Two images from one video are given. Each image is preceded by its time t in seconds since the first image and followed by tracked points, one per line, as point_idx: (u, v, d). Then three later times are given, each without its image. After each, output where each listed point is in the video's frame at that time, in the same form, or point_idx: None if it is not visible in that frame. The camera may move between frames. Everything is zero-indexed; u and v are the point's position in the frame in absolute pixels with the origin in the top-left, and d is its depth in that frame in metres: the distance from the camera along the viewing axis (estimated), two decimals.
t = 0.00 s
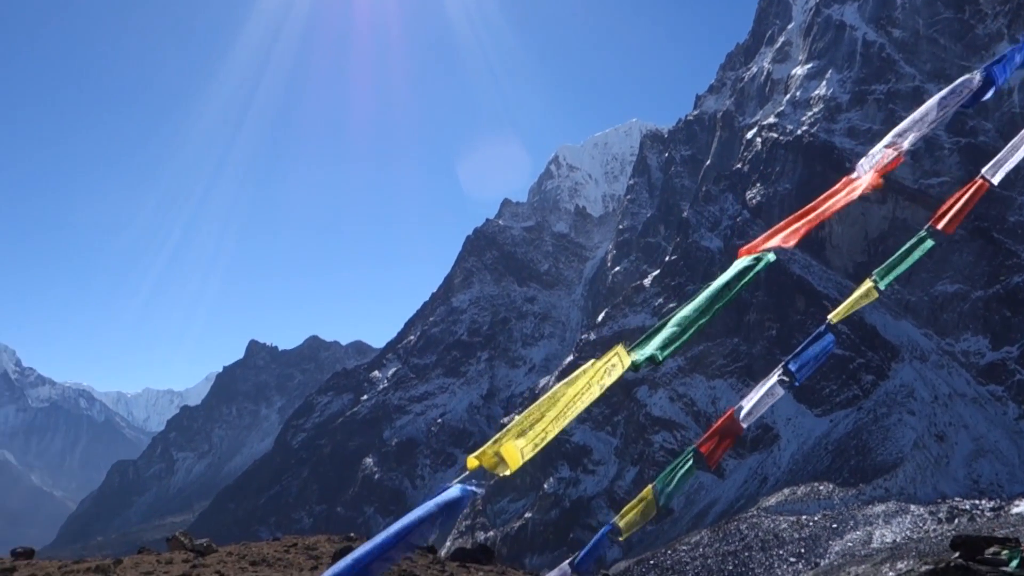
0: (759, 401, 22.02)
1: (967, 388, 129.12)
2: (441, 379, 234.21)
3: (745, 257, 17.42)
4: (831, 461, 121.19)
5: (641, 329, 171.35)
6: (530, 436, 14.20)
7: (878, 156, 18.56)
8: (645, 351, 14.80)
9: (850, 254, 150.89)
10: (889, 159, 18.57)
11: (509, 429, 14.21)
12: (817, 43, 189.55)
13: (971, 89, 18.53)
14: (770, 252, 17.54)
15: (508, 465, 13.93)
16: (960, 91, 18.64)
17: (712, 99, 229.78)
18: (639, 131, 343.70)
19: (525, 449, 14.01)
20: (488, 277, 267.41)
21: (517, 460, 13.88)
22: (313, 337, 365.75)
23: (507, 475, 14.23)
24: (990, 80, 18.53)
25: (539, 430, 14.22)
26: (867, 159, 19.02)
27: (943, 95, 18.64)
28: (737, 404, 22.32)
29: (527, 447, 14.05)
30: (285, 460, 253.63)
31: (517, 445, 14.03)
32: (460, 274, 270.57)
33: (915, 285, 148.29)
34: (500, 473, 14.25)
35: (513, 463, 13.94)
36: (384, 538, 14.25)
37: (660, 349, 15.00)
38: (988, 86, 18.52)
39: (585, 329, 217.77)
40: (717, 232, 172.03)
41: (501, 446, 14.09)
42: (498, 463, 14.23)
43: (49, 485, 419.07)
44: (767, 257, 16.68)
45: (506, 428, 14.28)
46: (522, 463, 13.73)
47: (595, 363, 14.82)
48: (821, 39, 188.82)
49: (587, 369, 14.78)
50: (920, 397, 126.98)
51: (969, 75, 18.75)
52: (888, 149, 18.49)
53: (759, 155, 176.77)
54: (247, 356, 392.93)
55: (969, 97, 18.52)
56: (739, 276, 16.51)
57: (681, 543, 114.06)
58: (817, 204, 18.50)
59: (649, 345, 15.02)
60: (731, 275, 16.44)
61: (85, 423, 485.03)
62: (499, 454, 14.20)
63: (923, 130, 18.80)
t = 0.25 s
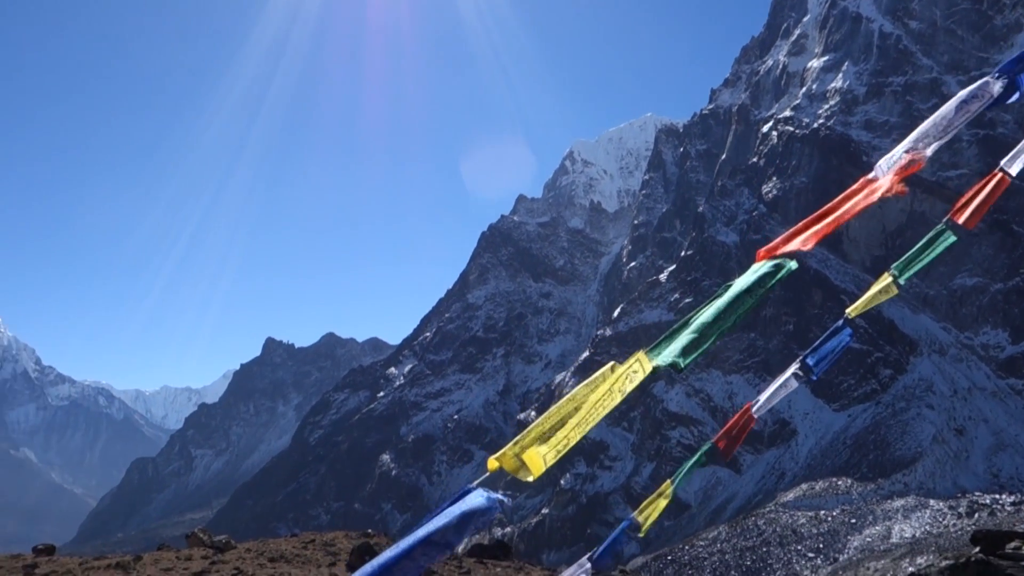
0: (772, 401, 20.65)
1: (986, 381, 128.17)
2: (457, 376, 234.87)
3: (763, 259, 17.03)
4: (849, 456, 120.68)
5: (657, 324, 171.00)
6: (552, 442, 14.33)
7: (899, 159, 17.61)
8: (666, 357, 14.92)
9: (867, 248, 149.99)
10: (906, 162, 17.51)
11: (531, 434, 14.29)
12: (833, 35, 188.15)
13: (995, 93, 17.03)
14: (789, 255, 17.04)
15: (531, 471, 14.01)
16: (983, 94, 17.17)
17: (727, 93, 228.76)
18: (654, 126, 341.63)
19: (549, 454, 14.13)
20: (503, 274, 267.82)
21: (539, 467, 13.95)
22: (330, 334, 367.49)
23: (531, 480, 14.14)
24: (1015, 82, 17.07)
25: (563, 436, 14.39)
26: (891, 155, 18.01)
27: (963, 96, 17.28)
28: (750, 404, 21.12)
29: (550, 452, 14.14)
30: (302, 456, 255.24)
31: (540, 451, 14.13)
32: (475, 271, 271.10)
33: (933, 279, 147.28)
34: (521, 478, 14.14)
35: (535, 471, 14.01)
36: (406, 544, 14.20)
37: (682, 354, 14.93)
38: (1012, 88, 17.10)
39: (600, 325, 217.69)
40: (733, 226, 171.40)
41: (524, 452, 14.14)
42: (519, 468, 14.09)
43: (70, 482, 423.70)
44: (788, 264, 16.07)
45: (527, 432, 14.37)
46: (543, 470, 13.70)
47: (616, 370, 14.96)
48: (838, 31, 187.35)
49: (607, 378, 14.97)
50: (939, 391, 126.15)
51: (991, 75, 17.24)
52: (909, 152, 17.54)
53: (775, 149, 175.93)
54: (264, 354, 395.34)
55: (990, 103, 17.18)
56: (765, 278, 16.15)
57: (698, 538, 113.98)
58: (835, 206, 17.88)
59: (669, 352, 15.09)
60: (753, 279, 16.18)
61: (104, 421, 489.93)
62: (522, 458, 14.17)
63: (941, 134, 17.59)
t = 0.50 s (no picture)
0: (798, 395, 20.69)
1: (1006, 373, 127.37)
2: (474, 372, 235.44)
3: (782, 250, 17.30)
4: (868, 450, 120.25)
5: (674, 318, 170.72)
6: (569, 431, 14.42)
7: (917, 149, 17.65)
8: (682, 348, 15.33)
9: (885, 241, 149.21)
10: (927, 151, 17.67)
11: (549, 425, 14.24)
12: (849, 26, 186.81)
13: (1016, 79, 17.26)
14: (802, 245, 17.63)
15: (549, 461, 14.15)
16: (1001, 83, 17.48)
17: (742, 86, 227.71)
18: (670, 120, 337.77)
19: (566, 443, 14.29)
20: (519, 269, 268.02)
21: (556, 456, 14.11)
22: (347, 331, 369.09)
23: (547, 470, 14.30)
24: None
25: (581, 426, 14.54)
26: (910, 147, 18.01)
27: (982, 87, 17.63)
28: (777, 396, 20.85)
29: (566, 443, 14.28)
30: (321, 453, 256.57)
31: (555, 440, 14.20)
32: (491, 266, 271.63)
33: (952, 271, 146.49)
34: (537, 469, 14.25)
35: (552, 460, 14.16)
36: (423, 529, 14.49)
37: (697, 345, 15.53)
38: None
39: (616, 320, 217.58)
40: (750, 220, 170.86)
41: (539, 441, 14.23)
42: (536, 459, 14.19)
43: (91, 480, 427.81)
44: (806, 254, 16.82)
45: (544, 423, 14.34)
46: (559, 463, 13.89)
47: (633, 361, 14.95)
48: (854, 23, 185.97)
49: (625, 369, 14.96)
50: (959, 384, 125.45)
51: (1011, 64, 17.52)
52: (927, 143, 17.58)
53: (791, 142, 175.09)
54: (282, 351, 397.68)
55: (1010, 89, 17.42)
56: (778, 268, 16.70)
57: (716, 533, 113.86)
58: (852, 197, 17.98)
59: (686, 339, 15.64)
60: (770, 267, 16.73)
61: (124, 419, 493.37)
62: (538, 448, 14.24)
63: (962, 125, 17.80)
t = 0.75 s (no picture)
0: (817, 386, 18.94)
1: None
2: (492, 367, 235.63)
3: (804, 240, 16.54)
4: (889, 443, 119.33)
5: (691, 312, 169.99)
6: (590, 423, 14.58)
7: (940, 136, 17.04)
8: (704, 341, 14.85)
9: (905, 233, 147.83)
10: (950, 138, 17.08)
11: (570, 418, 14.48)
12: (867, 16, 184.94)
13: None
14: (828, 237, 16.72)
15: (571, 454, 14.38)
16: None
17: (759, 78, 226.10)
18: (685, 112, 336.20)
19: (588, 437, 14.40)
20: (536, 265, 268.03)
21: (578, 450, 14.31)
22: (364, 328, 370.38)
23: (570, 463, 14.54)
24: None
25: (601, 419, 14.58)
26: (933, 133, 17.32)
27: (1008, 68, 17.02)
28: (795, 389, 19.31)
29: (589, 436, 14.42)
30: (340, 449, 257.93)
31: (578, 435, 14.38)
32: (508, 262, 271.76)
33: (974, 263, 145.07)
34: (560, 462, 14.53)
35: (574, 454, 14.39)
36: (443, 530, 14.35)
37: (721, 337, 15.01)
38: None
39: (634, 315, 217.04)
40: (767, 213, 169.83)
41: (561, 434, 14.46)
42: (559, 452, 14.47)
43: (113, 477, 432.42)
44: (826, 242, 16.06)
45: (566, 415, 14.59)
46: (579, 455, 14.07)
47: (654, 354, 14.81)
48: (871, 12, 184.06)
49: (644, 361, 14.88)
50: (981, 376, 124.20)
51: None
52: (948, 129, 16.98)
53: (809, 134, 173.79)
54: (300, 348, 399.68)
55: None
56: (800, 259, 16.00)
57: (736, 527, 113.41)
58: (875, 185, 17.21)
59: (708, 332, 15.14)
60: (792, 256, 16.02)
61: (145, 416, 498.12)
62: (560, 443, 14.51)
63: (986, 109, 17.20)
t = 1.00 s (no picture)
0: (842, 378, 19.04)
1: None
2: (511, 363, 235.64)
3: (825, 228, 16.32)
4: (912, 436, 118.21)
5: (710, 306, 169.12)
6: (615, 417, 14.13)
7: (961, 124, 16.81)
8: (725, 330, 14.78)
9: (926, 225, 146.35)
10: (971, 126, 16.75)
11: (594, 409, 14.14)
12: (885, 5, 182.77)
13: None
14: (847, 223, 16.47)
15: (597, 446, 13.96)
16: None
17: (776, 69, 224.30)
18: (703, 105, 333.93)
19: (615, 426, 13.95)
20: (554, 260, 267.71)
21: (603, 442, 13.84)
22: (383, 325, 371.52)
23: (594, 457, 14.19)
24: None
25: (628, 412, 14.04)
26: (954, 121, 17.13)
27: None
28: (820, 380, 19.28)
29: (615, 426, 14.00)
30: (360, 445, 259.10)
31: (604, 427, 13.93)
32: (526, 257, 271.79)
33: (996, 254, 143.68)
34: (585, 455, 14.18)
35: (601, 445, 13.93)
36: (466, 524, 14.30)
37: (741, 327, 14.96)
38: None
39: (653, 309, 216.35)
40: (786, 206, 168.71)
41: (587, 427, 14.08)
42: (583, 444, 14.19)
43: (136, 475, 436.81)
44: (846, 229, 15.79)
45: (591, 407, 14.22)
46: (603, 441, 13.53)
47: (679, 342, 14.61)
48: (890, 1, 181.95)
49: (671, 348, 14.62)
50: (1005, 368, 122.80)
51: None
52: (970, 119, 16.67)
53: (827, 125, 172.33)
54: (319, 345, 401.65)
55: None
56: (820, 246, 15.73)
57: (757, 522, 112.78)
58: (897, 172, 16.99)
59: (729, 324, 15.05)
60: (811, 245, 15.75)
61: (167, 414, 502.73)
62: (584, 434, 14.17)
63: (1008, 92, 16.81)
